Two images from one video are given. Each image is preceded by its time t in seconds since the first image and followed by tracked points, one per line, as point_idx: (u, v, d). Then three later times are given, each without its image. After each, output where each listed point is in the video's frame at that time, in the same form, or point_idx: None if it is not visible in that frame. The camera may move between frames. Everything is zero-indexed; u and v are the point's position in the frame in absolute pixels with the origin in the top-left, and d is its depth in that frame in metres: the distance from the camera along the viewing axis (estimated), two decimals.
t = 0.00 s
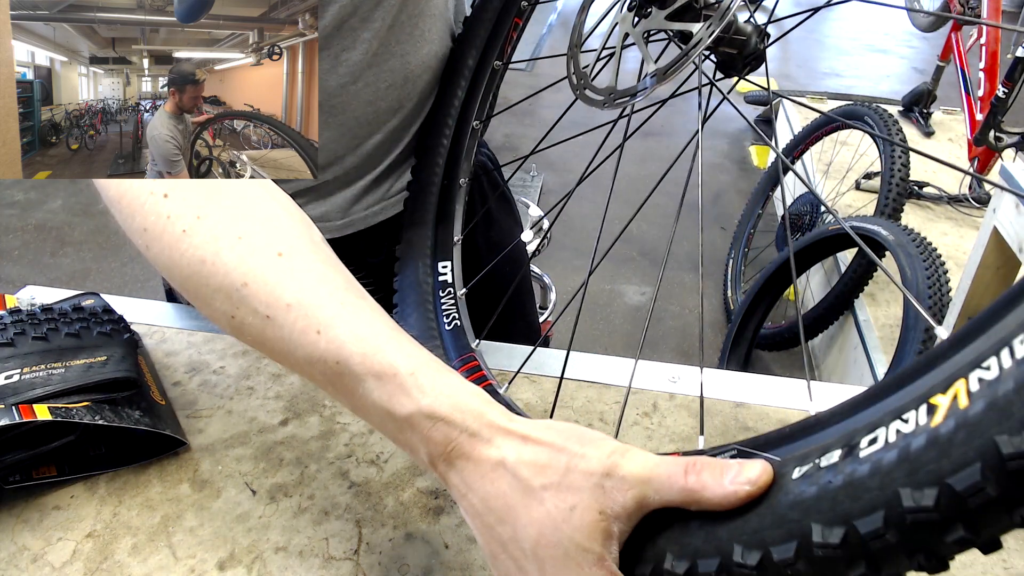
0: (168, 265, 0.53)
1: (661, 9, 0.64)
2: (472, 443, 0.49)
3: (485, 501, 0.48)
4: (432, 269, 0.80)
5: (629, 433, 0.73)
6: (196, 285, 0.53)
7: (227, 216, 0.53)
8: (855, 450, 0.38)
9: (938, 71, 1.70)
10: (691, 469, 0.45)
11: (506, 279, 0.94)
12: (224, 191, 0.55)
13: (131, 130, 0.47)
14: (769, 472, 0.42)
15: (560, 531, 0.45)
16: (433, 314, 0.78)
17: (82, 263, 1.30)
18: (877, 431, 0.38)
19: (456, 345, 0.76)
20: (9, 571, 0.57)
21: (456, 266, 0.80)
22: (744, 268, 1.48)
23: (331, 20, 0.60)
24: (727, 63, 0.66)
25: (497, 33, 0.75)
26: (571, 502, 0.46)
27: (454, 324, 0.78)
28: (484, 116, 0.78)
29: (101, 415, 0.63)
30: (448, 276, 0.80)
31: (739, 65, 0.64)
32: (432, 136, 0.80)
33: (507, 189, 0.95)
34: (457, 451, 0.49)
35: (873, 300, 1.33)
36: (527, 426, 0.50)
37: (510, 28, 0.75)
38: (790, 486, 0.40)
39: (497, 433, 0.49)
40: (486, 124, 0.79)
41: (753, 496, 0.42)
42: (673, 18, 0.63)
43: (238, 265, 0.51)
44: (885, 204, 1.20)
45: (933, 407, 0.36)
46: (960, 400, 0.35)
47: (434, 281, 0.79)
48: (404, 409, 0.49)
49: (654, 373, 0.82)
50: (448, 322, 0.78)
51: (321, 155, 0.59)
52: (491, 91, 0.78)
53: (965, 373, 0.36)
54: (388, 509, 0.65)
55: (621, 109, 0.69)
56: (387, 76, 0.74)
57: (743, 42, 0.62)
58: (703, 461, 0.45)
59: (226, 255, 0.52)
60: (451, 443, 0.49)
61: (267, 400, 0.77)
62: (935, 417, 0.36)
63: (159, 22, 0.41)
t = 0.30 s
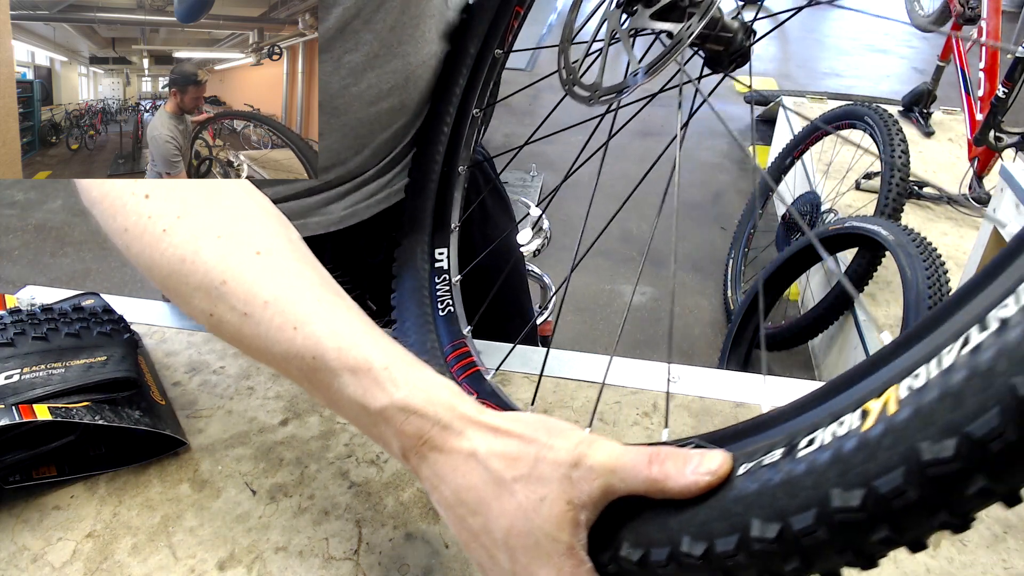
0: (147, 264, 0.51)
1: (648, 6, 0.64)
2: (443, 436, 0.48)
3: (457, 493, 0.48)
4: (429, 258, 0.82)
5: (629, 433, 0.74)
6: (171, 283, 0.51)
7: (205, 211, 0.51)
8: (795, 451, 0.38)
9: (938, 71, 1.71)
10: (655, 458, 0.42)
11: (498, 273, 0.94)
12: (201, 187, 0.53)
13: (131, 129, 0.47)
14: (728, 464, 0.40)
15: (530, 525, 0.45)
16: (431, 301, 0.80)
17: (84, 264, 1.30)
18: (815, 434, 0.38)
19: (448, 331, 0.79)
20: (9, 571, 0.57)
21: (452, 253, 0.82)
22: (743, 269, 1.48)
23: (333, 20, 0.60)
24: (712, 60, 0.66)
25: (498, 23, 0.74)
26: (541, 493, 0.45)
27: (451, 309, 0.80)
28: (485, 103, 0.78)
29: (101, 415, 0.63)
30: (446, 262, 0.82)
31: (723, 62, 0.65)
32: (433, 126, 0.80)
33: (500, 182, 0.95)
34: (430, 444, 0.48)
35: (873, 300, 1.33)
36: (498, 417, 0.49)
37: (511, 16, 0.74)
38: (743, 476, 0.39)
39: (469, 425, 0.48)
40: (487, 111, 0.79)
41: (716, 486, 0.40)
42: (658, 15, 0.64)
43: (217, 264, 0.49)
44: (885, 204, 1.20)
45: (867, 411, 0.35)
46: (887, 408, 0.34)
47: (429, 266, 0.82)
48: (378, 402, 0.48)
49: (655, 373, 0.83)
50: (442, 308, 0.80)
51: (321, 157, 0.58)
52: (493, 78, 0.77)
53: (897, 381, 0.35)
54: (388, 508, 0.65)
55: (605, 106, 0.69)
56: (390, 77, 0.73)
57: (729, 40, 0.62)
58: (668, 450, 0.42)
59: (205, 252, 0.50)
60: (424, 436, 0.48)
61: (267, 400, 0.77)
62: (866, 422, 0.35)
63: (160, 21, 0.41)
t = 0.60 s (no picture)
0: (143, 280, 0.54)
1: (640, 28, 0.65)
2: (427, 460, 0.50)
3: (443, 517, 0.50)
4: (425, 265, 0.80)
5: (630, 433, 0.74)
6: (168, 300, 0.53)
7: (201, 231, 0.54)
8: (771, 494, 0.40)
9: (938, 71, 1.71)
10: (636, 496, 0.46)
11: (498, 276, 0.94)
12: (196, 205, 0.55)
13: (131, 130, 0.47)
14: (707, 503, 0.44)
15: (511, 550, 0.48)
16: (425, 308, 0.78)
17: (83, 264, 1.30)
18: (791, 479, 0.40)
19: (443, 340, 0.77)
20: (9, 571, 0.57)
21: (449, 261, 0.80)
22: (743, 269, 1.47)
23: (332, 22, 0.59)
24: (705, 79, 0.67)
25: (497, 28, 0.75)
26: (522, 521, 0.48)
27: (446, 318, 0.78)
28: (483, 108, 0.78)
29: (101, 415, 0.63)
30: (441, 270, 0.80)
31: (717, 82, 0.66)
32: (431, 130, 0.80)
33: (500, 186, 0.95)
34: (416, 469, 0.50)
35: (873, 300, 1.33)
36: (483, 443, 0.51)
37: (511, 20, 0.75)
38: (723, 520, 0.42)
39: (455, 454, 0.50)
40: (485, 116, 0.79)
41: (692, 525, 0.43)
42: (650, 39, 0.64)
43: (209, 282, 0.52)
44: (886, 203, 1.19)
45: (841, 460, 0.38)
46: (863, 460, 0.36)
47: (425, 271, 0.79)
48: (366, 426, 0.50)
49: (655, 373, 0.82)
50: (437, 317, 0.78)
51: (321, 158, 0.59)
52: (491, 83, 0.78)
53: (872, 432, 0.37)
54: (388, 508, 0.65)
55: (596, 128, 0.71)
56: (390, 80, 0.72)
57: (724, 59, 0.63)
58: (649, 488, 0.47)
59: (197, 271, 0.53)
60: (410, 461, 0.50)
61: (267, 400, 0.77)
62: (840, 472, 0.37)
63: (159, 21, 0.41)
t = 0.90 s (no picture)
0: (142, 292, 0.51)
1: (643, 38, 0.65)
2: (427, 477, 0.49)
3: (443, 533, 0.50)
4: (427, 270, 0.79)
5: (630, 433, 0.74)
6: (165, 310, 0.51)
7: (200, 239, 0.52)
8: (773, 519, 0.40)
9: (938, 71, 1.71)
10: (637, 519, 0.46)
11: (502, 279, 0.94)
12: (194, 210, 0.53)
13: (131, 129, 0.48)
14: (707, 527, 0.44)
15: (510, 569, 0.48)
16: (427, 314, 0.78)
17: (83, 264, 1.30)
18: (793, 505, 0.40)
19: (445, 347, 0.76)
20: (9, 571, 0.57)
21: (451, 265, 0.80)
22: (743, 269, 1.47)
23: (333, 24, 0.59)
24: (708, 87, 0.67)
25: (499, 29, 0.75)
26: (521, 540, 0.48)
27: (448, 325, 0.77)
28: (485, 111, 0.79)
29: (101, 415, 0.63)
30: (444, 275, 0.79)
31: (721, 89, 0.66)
32: (432, 133, 0.80)
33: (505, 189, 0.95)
34: (417, 485, 0.50)
35: (873, 300, 1.33)
36: (483, 460, 0.51)
37: (512, 22, 0.75)
38: (723, 539, 0.42)
39: (455, 471, 0.50)
40: (487, 119, 0.80)
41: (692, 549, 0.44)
42: (654, 49, 0.64)
43: (209, 296, 0.50)
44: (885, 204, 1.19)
45: (844, 488, 0.37)
46: (865, 488, 0.36)
47: (427, 276, 0.79)
48: (366, 443, 0.48)
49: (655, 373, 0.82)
50: (439, 323, 0.77)
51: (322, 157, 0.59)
52: (493, 84, 0.78)
53: (874, 462, 0.37)
54: (388, 508, 0.65)
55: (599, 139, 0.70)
56: (391, 83, 0.72)
57: (729, 67, 0.63)
58: (650, 512, 0.47)
59: (197, 285, 0.50)
60: (410, 478, 0.49)
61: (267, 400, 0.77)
62: (842, 501, 0.37)
63: (159, 21, 0.42)
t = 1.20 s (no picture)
0: (147, 305, 0.53)
1: (645, 48, 0.65)
2: (424, 492, 0.49)
3: (440, 547, 0.50)
4: (429, 274, 0.79)
5: (629, 433, 0.74)
6: (169, 324, 0.53)
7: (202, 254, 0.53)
8: (768, 545, 0.41)
9: (938, 71, 1.71)
10: (632, 540, 0.47)
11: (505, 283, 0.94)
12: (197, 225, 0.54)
13: (131, 129, 0.48)
14: (701, 550, 0.45)
15: None
16: (429, 319, 0.78)
17: (84, 263, 1.30)
18: (788, 530, 0.41)
19: (446, 353, 0.76)
20: (9, 571, 0.57)
21: (454, 270, 0.80)
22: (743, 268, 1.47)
23: (333, 24, 0.59)
24: (710, 96, 0.67)
25: (504, 29, 0.76)
26: (517, 558, 0.48)
27: (448, 330, 0.77)
28: (489, 114, 0.79)
29: (101, 415, 0.63)
30: (446, 279, 0.79)
31: (722, 99, 0.66)
32: (436, 136, 0.80)
33: (507, 193, 0.95)
34: (414, 500, 0.50)
35: (873, 300, 1.33)
36: (480, 476, 0.51)
37: (517, 24, 0.76)
38: (718, 561, 0.43)
39: (452, 487, 0.50)
40: (491, 122, 0.79)
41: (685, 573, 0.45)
42: (655, 59, 0.64)
43: (211, 309, 0.51)
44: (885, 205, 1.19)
45: (838, 516, 0.38)
46: (860, 517, 0.37)
47: (428, 280, 0.79)
48: (363, 457, 0.49)
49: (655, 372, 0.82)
50: (441, 329, 0.77)
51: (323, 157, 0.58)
52: (497, 85, 0.78)
53: (870, 491, 0.37)
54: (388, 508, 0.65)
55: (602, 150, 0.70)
56: (394, 86, 0.72)
57: (731, 76, 0.63)
58: (645, 533, 0.48)
59: (199, 297, 0.51)
60: (408, 494, 0.49)
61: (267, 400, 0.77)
62: (837, 529, 0.37)
63: (159, 21, 0.41)
